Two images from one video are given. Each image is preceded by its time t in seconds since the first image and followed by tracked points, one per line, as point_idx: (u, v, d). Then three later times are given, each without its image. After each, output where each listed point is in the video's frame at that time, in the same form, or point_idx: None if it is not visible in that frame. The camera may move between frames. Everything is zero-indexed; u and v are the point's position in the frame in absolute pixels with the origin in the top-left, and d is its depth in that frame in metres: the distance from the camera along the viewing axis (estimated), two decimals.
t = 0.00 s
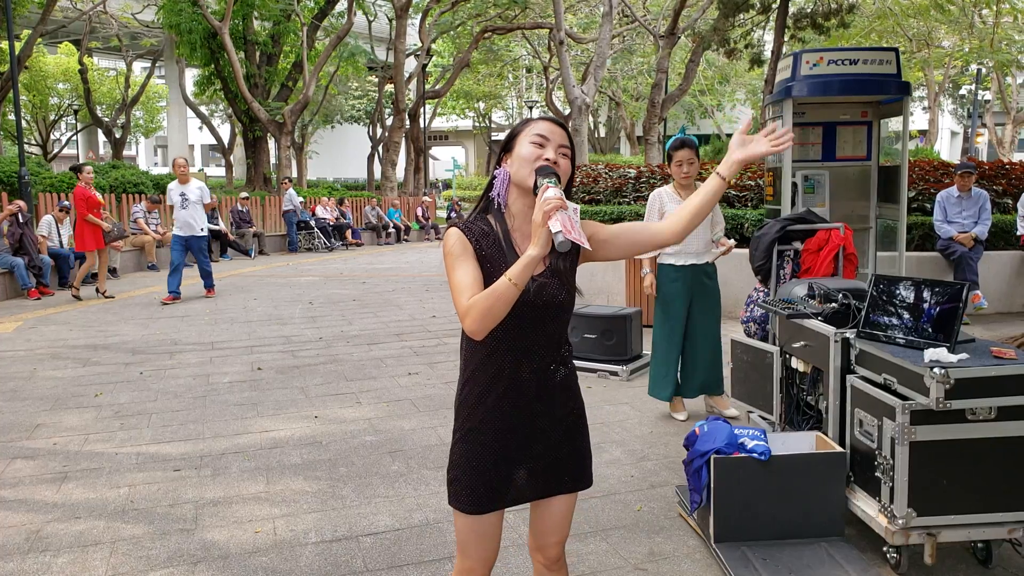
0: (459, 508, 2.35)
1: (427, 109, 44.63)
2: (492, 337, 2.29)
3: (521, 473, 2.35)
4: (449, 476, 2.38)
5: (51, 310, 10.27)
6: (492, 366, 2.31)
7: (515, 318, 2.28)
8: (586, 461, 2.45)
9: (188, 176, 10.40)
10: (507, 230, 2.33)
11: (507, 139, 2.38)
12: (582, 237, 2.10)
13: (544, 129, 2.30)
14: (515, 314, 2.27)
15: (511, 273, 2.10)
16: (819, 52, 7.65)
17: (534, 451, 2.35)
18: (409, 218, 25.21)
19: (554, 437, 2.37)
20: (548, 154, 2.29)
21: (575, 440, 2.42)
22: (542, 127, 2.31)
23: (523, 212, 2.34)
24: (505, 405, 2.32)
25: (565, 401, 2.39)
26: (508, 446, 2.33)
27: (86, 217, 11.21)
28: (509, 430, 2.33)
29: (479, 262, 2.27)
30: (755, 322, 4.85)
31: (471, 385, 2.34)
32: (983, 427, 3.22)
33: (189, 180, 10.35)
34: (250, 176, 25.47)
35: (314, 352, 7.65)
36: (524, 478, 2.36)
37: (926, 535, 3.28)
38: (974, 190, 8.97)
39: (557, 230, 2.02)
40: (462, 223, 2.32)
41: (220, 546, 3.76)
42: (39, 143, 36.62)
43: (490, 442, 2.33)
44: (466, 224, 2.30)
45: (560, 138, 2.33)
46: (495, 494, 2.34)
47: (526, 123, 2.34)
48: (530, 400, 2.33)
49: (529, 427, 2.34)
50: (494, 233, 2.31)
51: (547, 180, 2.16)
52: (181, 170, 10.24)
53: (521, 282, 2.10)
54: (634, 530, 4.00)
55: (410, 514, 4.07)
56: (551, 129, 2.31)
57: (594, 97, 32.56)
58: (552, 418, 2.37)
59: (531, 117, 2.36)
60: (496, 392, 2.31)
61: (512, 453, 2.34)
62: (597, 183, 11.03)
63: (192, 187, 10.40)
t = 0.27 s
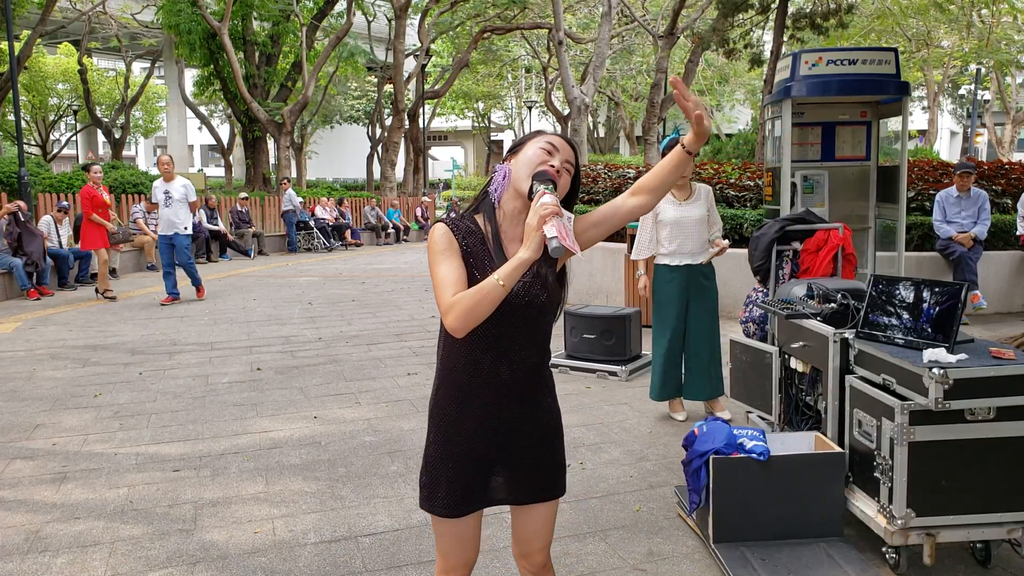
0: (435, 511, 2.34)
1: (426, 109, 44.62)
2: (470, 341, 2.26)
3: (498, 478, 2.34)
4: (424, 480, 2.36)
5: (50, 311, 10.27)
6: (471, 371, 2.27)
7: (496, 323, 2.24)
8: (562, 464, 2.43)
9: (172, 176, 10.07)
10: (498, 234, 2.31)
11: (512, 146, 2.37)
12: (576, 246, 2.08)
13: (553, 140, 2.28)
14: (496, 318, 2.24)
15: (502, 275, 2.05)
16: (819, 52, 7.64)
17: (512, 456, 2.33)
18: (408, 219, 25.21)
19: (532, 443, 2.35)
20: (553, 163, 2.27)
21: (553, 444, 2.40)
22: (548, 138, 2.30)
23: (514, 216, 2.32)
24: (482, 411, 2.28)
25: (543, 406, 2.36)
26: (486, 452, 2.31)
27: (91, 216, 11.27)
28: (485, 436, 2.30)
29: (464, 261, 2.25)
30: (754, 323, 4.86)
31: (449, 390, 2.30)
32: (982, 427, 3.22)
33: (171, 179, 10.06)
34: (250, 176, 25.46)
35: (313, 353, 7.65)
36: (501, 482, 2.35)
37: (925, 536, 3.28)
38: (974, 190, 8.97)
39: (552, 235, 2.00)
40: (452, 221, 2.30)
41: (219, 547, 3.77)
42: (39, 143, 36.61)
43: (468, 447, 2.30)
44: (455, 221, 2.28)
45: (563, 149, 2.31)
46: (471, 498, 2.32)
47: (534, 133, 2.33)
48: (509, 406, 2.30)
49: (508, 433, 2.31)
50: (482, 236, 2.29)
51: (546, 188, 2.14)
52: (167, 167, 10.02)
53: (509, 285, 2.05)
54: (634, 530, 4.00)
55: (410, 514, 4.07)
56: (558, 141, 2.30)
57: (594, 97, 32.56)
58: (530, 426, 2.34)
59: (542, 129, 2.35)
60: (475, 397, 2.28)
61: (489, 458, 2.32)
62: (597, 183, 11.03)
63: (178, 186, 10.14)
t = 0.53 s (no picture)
0: (405, 518, 2.28)
1: (427, 109, 44.64)
2: (441, 345, 2.19)
3: (470, 485, 2.28)
4: (395, 486, 2.30)
5: (51, 310, 10.27)
6: (442, 376, 2.21)
7: (469, 326, 2.18)
8: (538, 471, 2.37)
9: (161, 175, 9.94)
10: (474, 238, 2.28)
11: (488, 148, 2.33)
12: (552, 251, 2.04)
13: (530, 143, 2.26)
14: (469, 322, 2.17)
15: (479, 278, 1.98)
16: (820, 53, 7.64)
17: (485, 463, 2.27)
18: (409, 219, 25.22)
19: (506, 450, 2.29)
20: (529, 165, 2.24)
21: (528, 451, 2.34)
22: (526, 140, 2.27)
23: (491, 220, 2.29)
24: (454, 417, 2.22)
25: (517, 412, 2.30)
26: (458, 458, 2.25)
27: (101, 219, 11.08)
28: (455, 441, 2.24)
29: (439, 264, 2.20)
30: (755, 323, 4.85)
31: (420, 394, 2.24)
32: (983, 428, 3.22)
33: (160, 179, 9.93)
34: (250, 176, 25.47)
35: (314, 353, 7.65)
36: (473, 490, 2.29)
37: (926, 537, 3.28)
38: (975, 191, 8.98)
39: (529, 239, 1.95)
40: (428, 224, 2.27)
41: (219, 547, 3.76)
42: (40, 143, 36.61)
43: (438, 453, 2.24)
44: (431, 224, 2.25)
45: (541, 152, 2.28)
46: (443, 506, 2.27)
47: (511, 134, 2.29)
48: (482, 412, 2.24)
49: (480, 439, 2.25)
50: (459, 239, 2.27)
51: (523, 191, 2.11)
52: (155, 167, 9.90)
53: (486, 286, 1.99)
54: (634, 531, 4.00)
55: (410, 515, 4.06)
56: (535, 143, 2.27)
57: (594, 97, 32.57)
58: (504, 434, 2.28)
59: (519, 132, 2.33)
60: (447, 403, 2.22)
61: (460, 464, 2.26)
62: (597, 184, 11.02)
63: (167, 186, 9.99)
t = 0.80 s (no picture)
0: (379, 525, 2.27)
1: (428, 109, 44.64)
2: (419, 351, 2.18)
3: (445, 490, 2.27)
4: (369, 492, 2.28)
5: (54, 310, 10.28)
6: (419, 381, 2.20)
7: (446, 332, 2.17)
8: (513, 476, 2.37)
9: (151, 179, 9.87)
10: (453, 240, 2.28)
11: (466, 151, 2.33)
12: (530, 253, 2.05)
13: (506, 143, 2.25)
14: (446, 328, 2.17)
15: (454, 283, 2.01)
16: (822, 52, 7.65)
17: (462, 468, 2.27)
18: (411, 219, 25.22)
19: (481, 456, 2.29)
20: (506, 168, 2.24)
21: (503, 458, 2.34)
22: (502, 142, 2.27)
23: (470, 224, 2.29)
24: (430, 422, 2.22)
25: (493, 419, 2.31)
26: (434, 463, 2.25)
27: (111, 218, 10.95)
28: (431, 446, 2.24)
29: (417, 267, 2.21)
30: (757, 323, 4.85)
31: (396, 400, 2.23)
32: (986, 429, 3.22)
33: (151, 184, 9.84)
34: (252, 176, 25.48)
35: (315, 352, 7.65)
36: (449, 496, 2.28)
37: (929, 538, 3.28)
38: (978, 190, 8.96)
39: (507, 243, 1.96)
40: (407, 226, 2.27)
41: (221, 546, 3.77)
42: (42, 143, 36.63)
43: (414, 458, 2.24)
44: (409, 226, 2.25)
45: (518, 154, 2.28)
46: (417, 511, 2.26)
47: (489, 136, 2.29)
48: (459, 416, 2.24)
49: (456, 444, 2.25)
50: (438, 241, 2.26)
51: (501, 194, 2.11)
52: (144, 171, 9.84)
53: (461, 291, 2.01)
54: (636, 531, 4.00)
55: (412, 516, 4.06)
56: (513, 144, 2.27)
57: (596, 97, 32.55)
58: (479, 440, 2.28)
59: (496, 132, 2.32)
60: (423, 408, 2.21)
61: (437, 470, 2.26)
62: (598, 184, 11.01)
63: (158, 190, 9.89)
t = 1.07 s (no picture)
0: (375, 524, 2.28)
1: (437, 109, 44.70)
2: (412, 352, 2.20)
3: (440, 491, 2.27)
4: (365, 492, 2.30)
5: (65, 308, 10.33)
6: (411, 381, 2.21)
7: (439, 332, 2.18)
8: (514, 478, 2.35)
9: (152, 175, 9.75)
10: (447, 239, 2.28)
11: (452, 150, 2.35)
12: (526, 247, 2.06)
13: (491, 141, 2.28)
14: (440, 330, 2.18)
15: (452, 281, 2.02)
16: (833, 51, 7.61)
17: (457, 469, 2.26)
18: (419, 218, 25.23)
19: (477, 456, 2.27)
20: (494, 163, 2.26)
21: (501, 460, 2.32)
22: (488, 139, 2.29)
23: (463, 224, 2.30)
24: (422, 421, 2.22)
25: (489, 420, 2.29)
26: (427, 464, 2.24)
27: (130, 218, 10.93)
28: (425, 447, 2.24)
29: (414, 268, 2.21)
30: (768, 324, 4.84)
31: (389, 400, 2.24)
32: (1001, 431, 3.21)
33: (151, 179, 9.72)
34: (261, 176, 25.55)
35: (324, 351, 7.66)
36: (445, 497, 2.27)
37: (943, 542, 3.25)
38: (992, 191, 8.92)
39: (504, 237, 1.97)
40: (400, 229, 2.27)
41: (231, 543, 3.77)
42: (55, 143, 36.82)
43: (407, 459, 2.24)
44: (403, 228, 2.25)
45: (505, 149, 2.30)
46: (412, 512, 2.26)
47: (475, 134, 2.31)
48: (452, 416, 2.23)
49: (449, 445, 2.24)
50: (432, 241, 2.26)
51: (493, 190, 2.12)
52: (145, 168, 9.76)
53: (460, 290, 2.02)
54: (645, 531, 3.99)
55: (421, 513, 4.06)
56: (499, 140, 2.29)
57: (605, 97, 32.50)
58: (475, 441, 2.27)
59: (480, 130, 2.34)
60: (415, 407, 2.22)
61: (431, 470, 2.25)
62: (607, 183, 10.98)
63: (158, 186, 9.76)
